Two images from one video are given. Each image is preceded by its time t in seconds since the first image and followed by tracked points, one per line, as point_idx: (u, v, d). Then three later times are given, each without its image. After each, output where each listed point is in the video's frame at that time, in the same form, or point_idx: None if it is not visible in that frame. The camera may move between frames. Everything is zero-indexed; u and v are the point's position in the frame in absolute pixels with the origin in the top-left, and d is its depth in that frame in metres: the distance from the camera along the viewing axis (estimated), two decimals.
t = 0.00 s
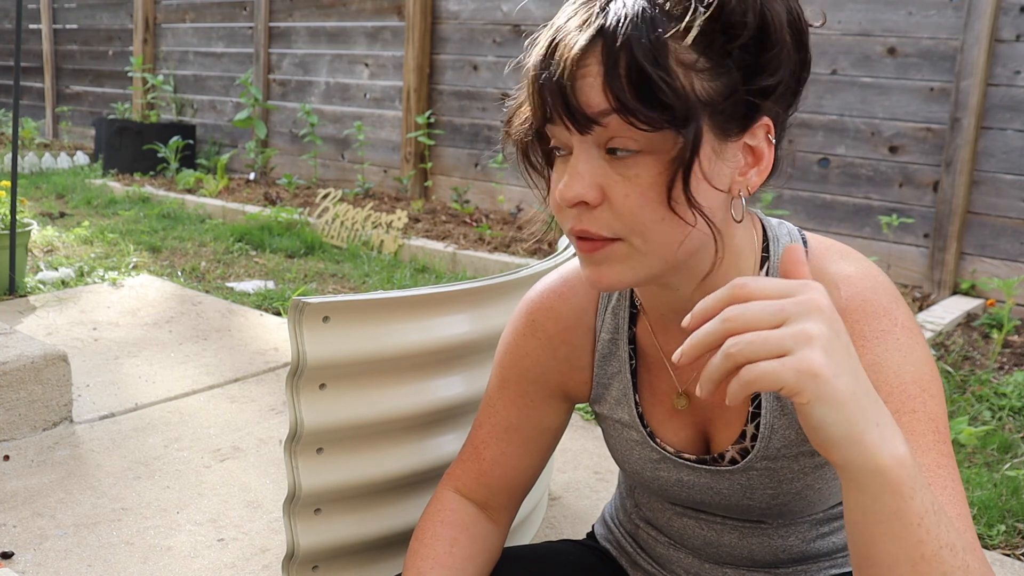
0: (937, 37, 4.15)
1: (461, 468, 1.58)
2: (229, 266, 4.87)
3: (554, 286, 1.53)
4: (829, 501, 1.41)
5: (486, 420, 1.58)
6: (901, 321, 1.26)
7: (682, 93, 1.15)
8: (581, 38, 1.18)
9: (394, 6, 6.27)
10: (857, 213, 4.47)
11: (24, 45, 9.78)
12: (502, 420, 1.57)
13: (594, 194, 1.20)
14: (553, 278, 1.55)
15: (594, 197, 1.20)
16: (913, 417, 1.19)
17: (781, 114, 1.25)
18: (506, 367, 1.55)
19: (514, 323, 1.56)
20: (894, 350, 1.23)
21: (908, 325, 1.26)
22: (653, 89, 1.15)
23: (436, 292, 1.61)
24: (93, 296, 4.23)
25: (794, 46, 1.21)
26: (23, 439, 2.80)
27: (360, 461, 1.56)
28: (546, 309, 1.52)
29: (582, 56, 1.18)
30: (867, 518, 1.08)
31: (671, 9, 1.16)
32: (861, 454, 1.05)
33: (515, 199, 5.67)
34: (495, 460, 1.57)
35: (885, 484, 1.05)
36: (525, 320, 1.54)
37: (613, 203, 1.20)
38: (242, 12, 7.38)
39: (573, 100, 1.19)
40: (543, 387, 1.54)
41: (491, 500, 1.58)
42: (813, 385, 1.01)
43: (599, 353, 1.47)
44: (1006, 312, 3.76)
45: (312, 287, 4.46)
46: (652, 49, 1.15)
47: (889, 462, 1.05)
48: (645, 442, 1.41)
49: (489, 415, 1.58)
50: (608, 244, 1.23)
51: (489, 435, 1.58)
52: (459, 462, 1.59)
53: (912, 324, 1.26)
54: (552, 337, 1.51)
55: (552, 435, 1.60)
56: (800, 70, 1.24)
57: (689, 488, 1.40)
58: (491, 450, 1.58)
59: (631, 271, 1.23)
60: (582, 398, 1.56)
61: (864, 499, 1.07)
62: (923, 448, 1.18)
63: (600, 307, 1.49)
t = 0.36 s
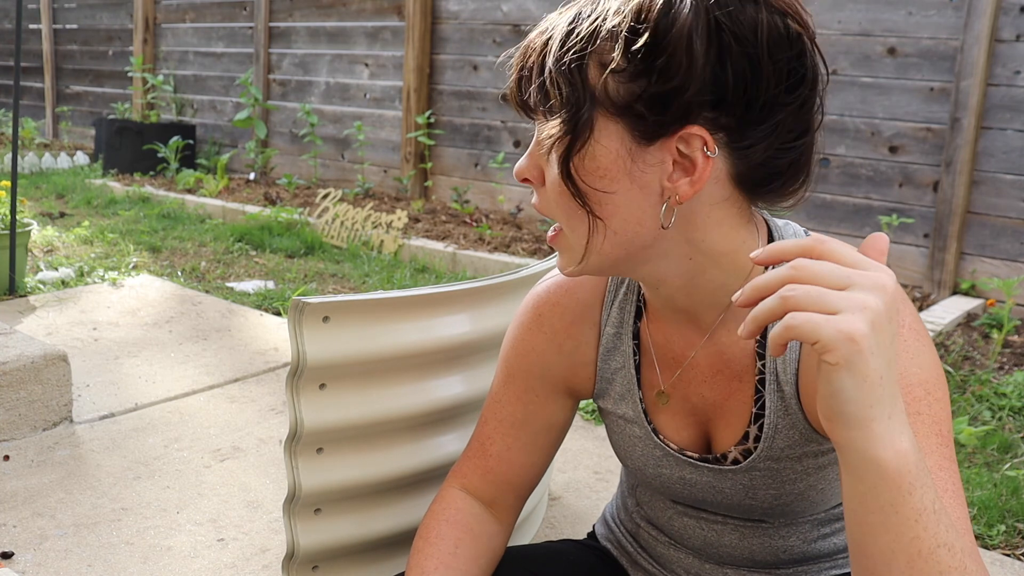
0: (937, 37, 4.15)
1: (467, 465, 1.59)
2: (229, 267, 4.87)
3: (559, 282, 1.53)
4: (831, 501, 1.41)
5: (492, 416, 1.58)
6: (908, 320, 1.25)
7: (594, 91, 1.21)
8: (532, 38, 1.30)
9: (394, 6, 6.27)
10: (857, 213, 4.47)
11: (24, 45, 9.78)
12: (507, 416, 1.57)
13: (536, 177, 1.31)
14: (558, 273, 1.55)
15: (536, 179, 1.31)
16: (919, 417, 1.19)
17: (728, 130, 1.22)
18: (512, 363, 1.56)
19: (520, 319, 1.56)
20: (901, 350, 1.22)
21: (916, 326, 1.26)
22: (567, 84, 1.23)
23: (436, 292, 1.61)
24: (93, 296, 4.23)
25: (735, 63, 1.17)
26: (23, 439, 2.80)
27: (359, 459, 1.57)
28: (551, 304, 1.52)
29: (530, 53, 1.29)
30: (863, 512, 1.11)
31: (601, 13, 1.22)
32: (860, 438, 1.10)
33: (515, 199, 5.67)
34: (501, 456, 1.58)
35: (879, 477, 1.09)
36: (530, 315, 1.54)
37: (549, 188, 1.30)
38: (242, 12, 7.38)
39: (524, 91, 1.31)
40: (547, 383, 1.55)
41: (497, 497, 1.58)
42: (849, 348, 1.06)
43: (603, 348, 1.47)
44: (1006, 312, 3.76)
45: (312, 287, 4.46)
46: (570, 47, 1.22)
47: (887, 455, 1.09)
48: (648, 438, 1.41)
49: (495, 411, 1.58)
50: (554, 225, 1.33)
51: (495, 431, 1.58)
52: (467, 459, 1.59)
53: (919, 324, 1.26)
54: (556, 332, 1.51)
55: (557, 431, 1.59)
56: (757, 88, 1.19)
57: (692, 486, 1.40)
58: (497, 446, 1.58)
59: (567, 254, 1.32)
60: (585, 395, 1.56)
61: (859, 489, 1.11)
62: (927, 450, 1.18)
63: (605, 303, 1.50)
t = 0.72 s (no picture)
0: (937, 37, 4.15)
1: (464, 465, 1.59)
2: (229, 266, 4.87)
3: (557, 280, 1.54)
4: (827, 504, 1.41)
5: (490, 415, 1.59)
6: (899, 323, 1.26)
7: (577, 90, 1.22)
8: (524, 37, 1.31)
9: (394, 6, 6.27)
10: (857, 213, 4.47)
11: (23, 45, 9.77)
12: (503, 415, 1.58)
13: (526, 173, 1.32)
14: (556, 271, 1.56)
15: (527, 175, 1.32)
16: (910, 422, 1.19)
17: (712, 131, 1.22)
18: (508, 362, 1.56)
19: (517, 317, 1.57)
20: (893, 353, 1.23)
21: (906, 327, 1.26)
22: (553, 84, 1.24)
23: (436, 292, 1.60)
24: (93, 296, 4.23)
25: (716, 63, 1.16)
26: (23, 439, 2.80)
27: (359, 459, 1.56)
28: (548, 302, 1.52)
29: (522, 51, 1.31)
30: (841, 531, 1.10)
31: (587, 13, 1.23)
32: (833, 462, 1.07)
33: (515, 199, 5.68)
34: (499, 455, 1.58)
35: (856, 497, 1.07)
36: (528, 313, 1.55)
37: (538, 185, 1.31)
38: (242, 12, 7.38)
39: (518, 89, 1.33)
40: (544, 382, 1.55)
41: (496, 500, 1.58)
42: (817, 375, 1.03)
43: (598, 346, 1.48)
44: (1006, 312, 3.76)
45: (312, 287, 4.46)
46: (556, 46, 1.23)
47: (861, 477, 1.07)
48: (643, 438, 1.41)
49: (492, 410, 1.58)
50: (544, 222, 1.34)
51: (492, 430, 1.59)
52: (463, 460, 1.59)
53: (911, 327, 1.26)
54: (553, 330, 1.51)
55: (554, 431, 1.59)
56: (739, 89, 1.19)
57: (686, 487, 1.39)
58: (494, 445, 1.58)
59: (556, 251, 1.33)
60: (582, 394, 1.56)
61: (834, 506, 1.09)
62: (916, 457, 1.18)
63: (601, 301, 1.50)
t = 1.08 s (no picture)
0: (937, 37, 4.15)
1: (462, 466, 1.59)
2: (229, 266, 4.87)
3: (555, 281, 1.54)
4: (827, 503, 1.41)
5: (488, 416, 1.59)
6: (897, 322, 1.26)
7: (585, 93, 1.21)
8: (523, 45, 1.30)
9: (394, 6, 6.27)
10: (857, 213, 4.47)
11: (24, 45, 9.77)
12: (501, 416, 1.57)
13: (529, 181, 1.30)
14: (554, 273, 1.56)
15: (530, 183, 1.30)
16: (908, 420, 1.19)
17: (723, 126, 1.22)
18: (506, 364, 1.56)
19: (515, 318, 1.57)
20: (891, 352, 1.23)
21: (904, 326, 1.26)
22: (559, 88, 1.22)
23: (436, 292, 1.61)
24: (93, 296, 4.23)
25: (726, 58, 1.17)
26: (23, 439, 2.80)
27: (359, 460, 1.56)
28: (546, 305, 1.52)
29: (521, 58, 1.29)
30: (840, 530, 1.10)
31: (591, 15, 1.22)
32: (832, 460, 1.07)
33: (515, 199, 5.68)
34: (497, 457, 1.58)
35: (855, 495, 1.07)
36: (526, 315, 1.55)
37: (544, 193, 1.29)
38: (242, 12, 7.38)
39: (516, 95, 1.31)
40: (542, 384, 1.55)
41: (493, 501, 1.58)
42: (812, 374, 1.04)
43: (596, 349, 1.48)
44: (1006, 312, 3.75)
45: (312, 287, 4.46)
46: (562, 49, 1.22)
47: (859, 474, 1.06)
48: (643, 440, 1.41)
49: (490, 411, 1.58)
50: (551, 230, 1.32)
51: (491, 431, 1.58)
52: (461, 461, 1.59)
53: (909, 326, 1.26)
54: (551, 332, 1.51)
55: (552, 432, 1.59)
56: (749, 82, 1.19)
57: (686, 488, 1.39)
58: (493, 446, 1.58)
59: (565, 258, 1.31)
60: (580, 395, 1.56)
61: (833, 505, 1.09)
62: (914, 455, 1.18)
63: (599, 303, 1.50)
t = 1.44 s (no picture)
0: (937, 37, 4.15)
1: (458, 468, 1.59)
2: (229, 266, 4.87)
3: (551, 286, 1.53)
4: (826, 501, 1.41)
5: (484, 419, 1.58)
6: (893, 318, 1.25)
7: (698, 82, 1.19)
8: (594, 39, 1.20)
9: (394, 6, 6.27)
10: (857, 213, 4.47)
11: (24, 45, 9.78)
12: (499, 419, 1.57)
13: (622, 192, 1.23)
14: (549, 277, 1.55)
15: (622, 195, 1.23)
16: (908, 414, 1.19)
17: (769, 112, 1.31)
18: (503, 369, 1.56)
19: (511, 322, 1.56)
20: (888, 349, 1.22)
21: (900, 323, 1.26)
22: (674, 77, 1.19)
23: (435, 293, 1.61)
24: (93, 296, 4.23)
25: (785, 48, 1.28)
26: (23, 439, 2.80)
27: (360, 460, 1.56)
28: (542, 309, 1.52)
29: (597, 54, 1.20)
30: (856, 516, 1.11)
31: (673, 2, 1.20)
32: (854, 433, 1.10)
33: (515, 199, 5.67)
34: (492, 459, 1.57)
35: (872, 477, 1.09)
36: (521, 320, 1.54)
37: (641, 199, 1.23)
38: (242, 12, 7.38)
39: (594, 97, 1.22)
40: (539, 388, 1.54)
41: (490, 503, 1.58)
42: (867, 335, 1.07)
43: (593, 353, 1.48)
44: (1006, 312, 3.75)
45: (311, 287, 4.46)
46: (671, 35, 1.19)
47: (878, 453, 1.09)
48: (640, 443, 1.41)
49: (487, 415, 1.58)
50: (637, 241, 1.24)
51: (486, 434, 1.58)
52: (458, 462, 1.59)
53: (904, 322, 1.26)
54: (547, 337, 1.51)
55: (549, 435, 1.59)
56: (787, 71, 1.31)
57: (685, 489, 1.39)
58: (489, 449, 1.58)
59: (661, 267, 1.25)
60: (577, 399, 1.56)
61: (853, 491, 1.11)
62: (915, 450, 1.18)
63: (595, 307, 1.50)
